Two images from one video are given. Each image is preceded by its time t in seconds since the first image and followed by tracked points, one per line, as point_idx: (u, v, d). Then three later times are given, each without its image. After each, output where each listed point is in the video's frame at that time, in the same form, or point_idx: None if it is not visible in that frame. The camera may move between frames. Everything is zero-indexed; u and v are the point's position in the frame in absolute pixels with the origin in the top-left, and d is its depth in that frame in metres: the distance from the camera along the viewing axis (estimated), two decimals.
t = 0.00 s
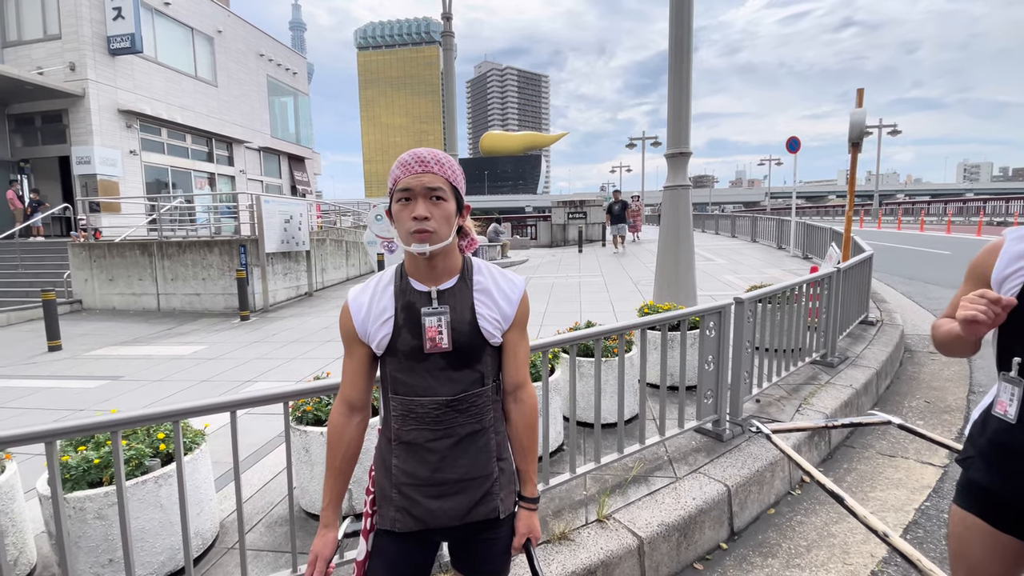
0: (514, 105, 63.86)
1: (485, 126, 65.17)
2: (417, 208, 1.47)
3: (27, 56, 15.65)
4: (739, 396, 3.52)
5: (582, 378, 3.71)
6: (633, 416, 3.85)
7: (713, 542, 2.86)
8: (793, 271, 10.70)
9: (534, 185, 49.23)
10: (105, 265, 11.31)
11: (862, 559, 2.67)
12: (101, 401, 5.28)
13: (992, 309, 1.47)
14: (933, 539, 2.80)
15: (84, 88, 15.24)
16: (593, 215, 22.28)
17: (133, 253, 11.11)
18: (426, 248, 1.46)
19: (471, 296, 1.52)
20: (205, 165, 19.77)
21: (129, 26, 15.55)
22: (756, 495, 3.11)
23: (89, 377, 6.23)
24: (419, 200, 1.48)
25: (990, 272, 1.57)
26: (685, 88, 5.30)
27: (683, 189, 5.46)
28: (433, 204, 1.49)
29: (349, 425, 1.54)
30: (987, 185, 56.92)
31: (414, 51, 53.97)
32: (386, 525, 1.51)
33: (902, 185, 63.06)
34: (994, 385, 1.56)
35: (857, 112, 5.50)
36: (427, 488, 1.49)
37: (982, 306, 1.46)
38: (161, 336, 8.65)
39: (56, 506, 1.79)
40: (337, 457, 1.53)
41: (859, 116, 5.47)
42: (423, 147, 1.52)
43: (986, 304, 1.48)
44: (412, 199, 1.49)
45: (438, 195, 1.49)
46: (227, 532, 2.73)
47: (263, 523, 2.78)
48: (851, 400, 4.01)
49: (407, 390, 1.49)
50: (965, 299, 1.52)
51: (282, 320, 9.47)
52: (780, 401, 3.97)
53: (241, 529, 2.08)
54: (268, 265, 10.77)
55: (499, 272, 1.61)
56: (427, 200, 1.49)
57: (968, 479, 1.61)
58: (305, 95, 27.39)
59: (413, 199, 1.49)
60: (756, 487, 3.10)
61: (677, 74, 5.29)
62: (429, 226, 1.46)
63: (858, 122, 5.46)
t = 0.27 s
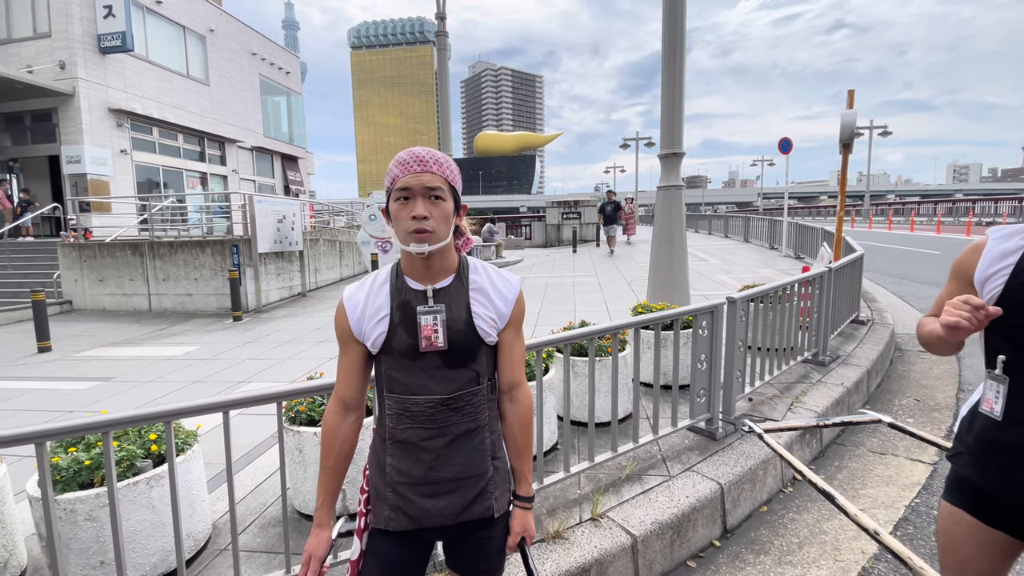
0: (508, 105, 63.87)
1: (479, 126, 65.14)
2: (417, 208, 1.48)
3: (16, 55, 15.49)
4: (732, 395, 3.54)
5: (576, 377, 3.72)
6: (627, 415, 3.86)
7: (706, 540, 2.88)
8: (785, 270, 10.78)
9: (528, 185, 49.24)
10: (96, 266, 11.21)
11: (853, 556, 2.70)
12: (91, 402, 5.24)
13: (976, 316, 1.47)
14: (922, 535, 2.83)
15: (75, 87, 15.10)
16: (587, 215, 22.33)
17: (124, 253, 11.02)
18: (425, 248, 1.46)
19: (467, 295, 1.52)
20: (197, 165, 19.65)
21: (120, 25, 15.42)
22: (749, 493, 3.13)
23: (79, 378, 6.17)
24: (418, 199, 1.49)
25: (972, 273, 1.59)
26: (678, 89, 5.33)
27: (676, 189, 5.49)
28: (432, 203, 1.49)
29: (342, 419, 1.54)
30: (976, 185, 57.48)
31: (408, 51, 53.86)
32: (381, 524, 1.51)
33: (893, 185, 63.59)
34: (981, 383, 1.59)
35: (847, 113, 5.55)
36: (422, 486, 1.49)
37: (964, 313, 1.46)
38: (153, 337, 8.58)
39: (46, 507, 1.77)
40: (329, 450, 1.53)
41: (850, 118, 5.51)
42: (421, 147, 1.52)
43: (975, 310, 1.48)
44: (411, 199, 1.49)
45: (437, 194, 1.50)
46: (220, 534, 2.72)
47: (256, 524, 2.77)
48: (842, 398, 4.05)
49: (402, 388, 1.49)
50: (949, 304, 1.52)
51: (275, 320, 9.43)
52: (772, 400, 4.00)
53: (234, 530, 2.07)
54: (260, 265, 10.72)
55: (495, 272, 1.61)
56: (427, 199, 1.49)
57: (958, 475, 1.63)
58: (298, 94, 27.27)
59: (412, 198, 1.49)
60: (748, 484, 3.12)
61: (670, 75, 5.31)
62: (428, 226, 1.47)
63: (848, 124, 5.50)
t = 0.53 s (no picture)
0: (503, 105, 63.88)
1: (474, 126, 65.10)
2: (415, 208, 1.48)
3: (6, 53, 15.34)
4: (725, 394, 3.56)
5: (571, 377, 3.74)
6: (621, 415, 3.88)
7: (699, 538, 2.89)
8: (778, 271, 10.84)
9: (523, 185, 49.25)
10: (88, 266, 11.13)
11: (845, 553, 2.73)
12: (83, 404, 5.20)
13: (962, 316, 1.48)
14: (913, 532, 2.86)
15: (66, 86, 14.98)
16: (582, 215, 22.38)
17: (117, 253, 10.95)
18: (423, 248, 1.46)
19: (463, 295, 1.53)
20: (190, 165, 19.54)
21: (112, 23, 15.31)
22: (742, 491, 3.15)
23: (70, 380, 6.12)
24: (416, 199, 1.49)
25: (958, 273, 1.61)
26: (672, 90, 5.35)
27: (670, 190, 5.51)
28: (430, 204, 1.49)
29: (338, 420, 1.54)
30: (966, 186, 57.97)
31: (403, 51, 53.75)
32: (376, 525, 1.52)
33: (885, 186, 64.06)
34: (968, 382, 1.61)
35: (839, 114, 5.59)
36: (418, 486, 1.50)
37: (951, 313, 1.48)
38: (145, 338, 8.53)
39: (39, 509, 1.76)
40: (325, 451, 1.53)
41: (842, 119, 5.55)
42: (419, 147, 1.53)
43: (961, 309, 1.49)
44: (409, 198, 1.49)
45: (435, 194, 1.50)
46: (214, 535, 2.71)
47: (251, 525, 2.76)
48: (834, 397, 4.08)
49: (397, 388, 1.49)
50: (936, 304, 1.53)
51: (269, 321, 9.39)
52: (765, 399, 4.02)
53: (229, 532, 2.06)
54: (254, 265, 10.67)
55: (491, 272, 1.62)
56: (425, 199, 1.50)
57: (947, 472, 1.66)
58: (292, 94, 27.16)
59: (410, 198, 1.49)
60: (741, 483, 3.14)
61: (664, 76, 5.33)
62: (426, 226, 1.47)
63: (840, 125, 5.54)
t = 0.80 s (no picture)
0: (499, 105, 63.88)
1: (470, 127, 65.07)
2: (410, 207, 1.48)
3: None
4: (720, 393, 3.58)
5: (566, 377, 3.75)
6: (616, 414, 3.89)
7: (694, 536, 2.90)
8: (773, 271, 10.90)
9: (519, 185, 49.24)
10: (80, 266, 11.05)
11: (838, 550, 2.75)
12: (75, 405, 5.16)
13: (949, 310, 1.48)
14: (905, 530, 2.89)
15: (58, 85, 14.87)
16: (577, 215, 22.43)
17: (110, 253, 10.88)
18: (419, 248, 1.47)
19: (458, 294, 1.53)
20: (183, 165, 19.44)
21: (105, 22, 15.21)
22: (736, 489, 3.17)
23: (63, 381, 6.07)
24: (411, 199, 1.49)
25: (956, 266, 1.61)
26: (667, 91, 5.37)
27: (664, 190, 5.54)
28: (425, 203, 1.50)
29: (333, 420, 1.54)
30: (958, 186, 58.38)
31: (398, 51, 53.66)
32: (371, 525, 1.52)
33: (878, 186, 64.48)
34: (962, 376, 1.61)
35: (832, 115, 5.62)
36: (413, 486, 1.50)
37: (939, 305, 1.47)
38: (138, 338, 8.48)
39: (32, 511, 1.75)
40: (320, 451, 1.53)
41: (835, 120, 5.58)
42: (413, 147, 1.53)
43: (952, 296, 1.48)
44: (404, 198, 1.49)
45: (430, 194, 1.50)
46: (209, 536, 2.70)
47: (246, 526, 2.75)
48: (827, 396, 4.11)
49: (393, 388, 1.49)
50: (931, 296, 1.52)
51: (264, 321, 9.36)
52: (759, 398, 4.04)
53: (224, 533, 2.05)
54: (249, 265, 10.63)
55: (485, 272, 1.62)
56: (420, 199, 1.50)
57: (937, 469, 1.68)
58: (287, 93, 27.07)
59: (405, 197, 1.49)
60: (736, 482, 3.16)
61: (659, 77, 5.35)
62: (422, 225, 1.47)
63: (833, 126, 5.57)
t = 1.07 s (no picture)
0: (495, 105, 63.86)
1: (466, 127, 65.05)
2: (405, 208, 1.48)
3: None
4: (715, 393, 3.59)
5: (563, 376, 3.75)
6: (612, 414, 3.89)
7: (690, 535, 2.91)
8: (768, 270, 10.95)
9: (514, 185, 49.26)
10: (73, 267, 10.99)
11: (832, 548, 2.77)
12: (69, 406, 5.13)
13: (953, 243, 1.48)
14: (899, 527, 2.91)
15: (51, 84, 14.77)
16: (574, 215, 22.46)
17: (103, 253, 10.82)
18: (413, 249, 1.47)
19: (453, 294, 1.54)
20: (178, 164, 19.35)
21: (99, 20, 15.12)
22: (732, 488, 3.18)
23: (56, 382, 6.03)
24: (406, 199, 1.49)
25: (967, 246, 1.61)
26: (663, 92, 5.38)
27: (660, 191, 5.55)
28: (419, 204, 1.50)
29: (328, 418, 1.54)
30: (951, 187, 58.77)
31: (394, 50, 53.55)
32: (367, 525, 1.52)
33: (872, 187, 64.82)
34: (953, 370, 1.65)
35: (827, 115, 5.64)
36: (408, 486, 1.50)
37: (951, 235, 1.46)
38: (132, 339, 8.43)
39: (26, 512, 1.74)
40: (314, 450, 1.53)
41: (829, 120, 5.60)
42: (408, 147, 1.53)
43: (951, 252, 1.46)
44: (398, 200, 1.49)
45: (424, 194, 1.51)
46: (204, 537, 2.69)
47: (241, 527, 2.74)
48: (822, 395, 4.13)
49: (387, 388, 1.49)
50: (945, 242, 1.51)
51: (259, 322, 9.33)
52: (754, 397, 4.06)
53: (219, 534, 2.05)
54: (244, 265, 10.59)
55: (480, 272, 1.62)
56: (414, 200, 1.50)
57: (927, 466, 1.69)
58: (282, 93, 26.97)
59: (400, 198, 1.49)
60: (731, 480, 3.17)
61: (654, 78, 5.36)
62: (416, 226, 1.47)
63: (828, 127, 5.60)
